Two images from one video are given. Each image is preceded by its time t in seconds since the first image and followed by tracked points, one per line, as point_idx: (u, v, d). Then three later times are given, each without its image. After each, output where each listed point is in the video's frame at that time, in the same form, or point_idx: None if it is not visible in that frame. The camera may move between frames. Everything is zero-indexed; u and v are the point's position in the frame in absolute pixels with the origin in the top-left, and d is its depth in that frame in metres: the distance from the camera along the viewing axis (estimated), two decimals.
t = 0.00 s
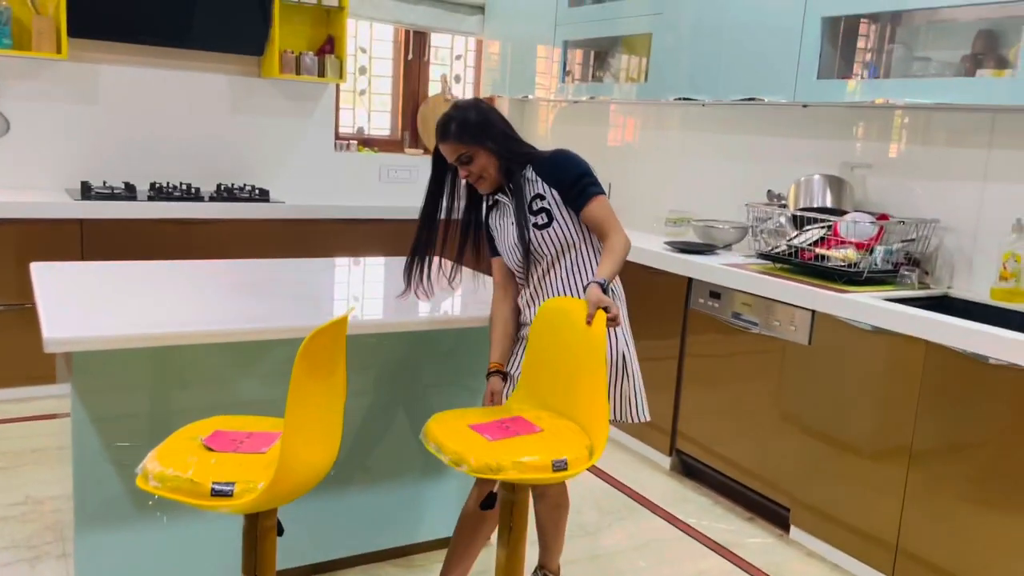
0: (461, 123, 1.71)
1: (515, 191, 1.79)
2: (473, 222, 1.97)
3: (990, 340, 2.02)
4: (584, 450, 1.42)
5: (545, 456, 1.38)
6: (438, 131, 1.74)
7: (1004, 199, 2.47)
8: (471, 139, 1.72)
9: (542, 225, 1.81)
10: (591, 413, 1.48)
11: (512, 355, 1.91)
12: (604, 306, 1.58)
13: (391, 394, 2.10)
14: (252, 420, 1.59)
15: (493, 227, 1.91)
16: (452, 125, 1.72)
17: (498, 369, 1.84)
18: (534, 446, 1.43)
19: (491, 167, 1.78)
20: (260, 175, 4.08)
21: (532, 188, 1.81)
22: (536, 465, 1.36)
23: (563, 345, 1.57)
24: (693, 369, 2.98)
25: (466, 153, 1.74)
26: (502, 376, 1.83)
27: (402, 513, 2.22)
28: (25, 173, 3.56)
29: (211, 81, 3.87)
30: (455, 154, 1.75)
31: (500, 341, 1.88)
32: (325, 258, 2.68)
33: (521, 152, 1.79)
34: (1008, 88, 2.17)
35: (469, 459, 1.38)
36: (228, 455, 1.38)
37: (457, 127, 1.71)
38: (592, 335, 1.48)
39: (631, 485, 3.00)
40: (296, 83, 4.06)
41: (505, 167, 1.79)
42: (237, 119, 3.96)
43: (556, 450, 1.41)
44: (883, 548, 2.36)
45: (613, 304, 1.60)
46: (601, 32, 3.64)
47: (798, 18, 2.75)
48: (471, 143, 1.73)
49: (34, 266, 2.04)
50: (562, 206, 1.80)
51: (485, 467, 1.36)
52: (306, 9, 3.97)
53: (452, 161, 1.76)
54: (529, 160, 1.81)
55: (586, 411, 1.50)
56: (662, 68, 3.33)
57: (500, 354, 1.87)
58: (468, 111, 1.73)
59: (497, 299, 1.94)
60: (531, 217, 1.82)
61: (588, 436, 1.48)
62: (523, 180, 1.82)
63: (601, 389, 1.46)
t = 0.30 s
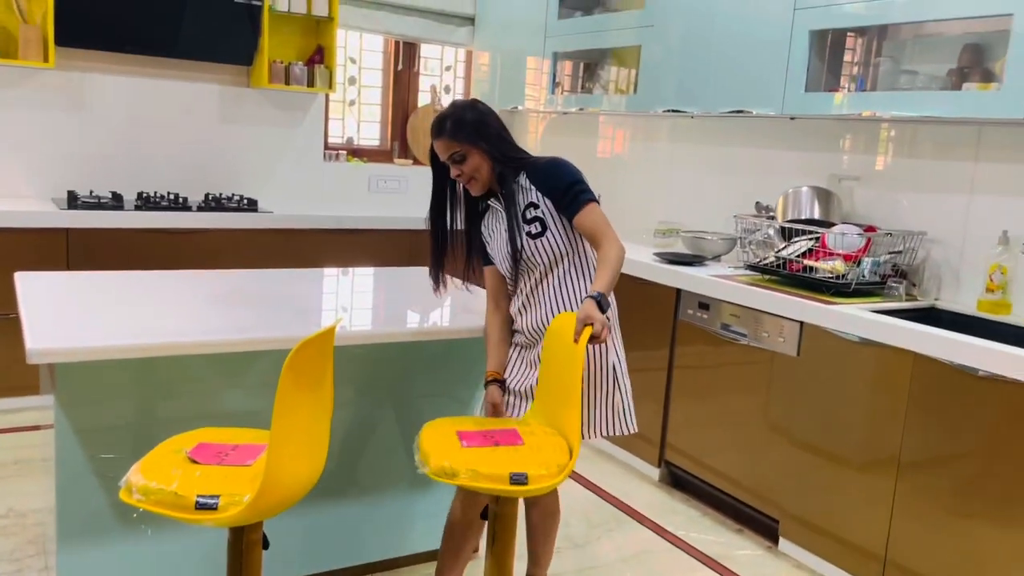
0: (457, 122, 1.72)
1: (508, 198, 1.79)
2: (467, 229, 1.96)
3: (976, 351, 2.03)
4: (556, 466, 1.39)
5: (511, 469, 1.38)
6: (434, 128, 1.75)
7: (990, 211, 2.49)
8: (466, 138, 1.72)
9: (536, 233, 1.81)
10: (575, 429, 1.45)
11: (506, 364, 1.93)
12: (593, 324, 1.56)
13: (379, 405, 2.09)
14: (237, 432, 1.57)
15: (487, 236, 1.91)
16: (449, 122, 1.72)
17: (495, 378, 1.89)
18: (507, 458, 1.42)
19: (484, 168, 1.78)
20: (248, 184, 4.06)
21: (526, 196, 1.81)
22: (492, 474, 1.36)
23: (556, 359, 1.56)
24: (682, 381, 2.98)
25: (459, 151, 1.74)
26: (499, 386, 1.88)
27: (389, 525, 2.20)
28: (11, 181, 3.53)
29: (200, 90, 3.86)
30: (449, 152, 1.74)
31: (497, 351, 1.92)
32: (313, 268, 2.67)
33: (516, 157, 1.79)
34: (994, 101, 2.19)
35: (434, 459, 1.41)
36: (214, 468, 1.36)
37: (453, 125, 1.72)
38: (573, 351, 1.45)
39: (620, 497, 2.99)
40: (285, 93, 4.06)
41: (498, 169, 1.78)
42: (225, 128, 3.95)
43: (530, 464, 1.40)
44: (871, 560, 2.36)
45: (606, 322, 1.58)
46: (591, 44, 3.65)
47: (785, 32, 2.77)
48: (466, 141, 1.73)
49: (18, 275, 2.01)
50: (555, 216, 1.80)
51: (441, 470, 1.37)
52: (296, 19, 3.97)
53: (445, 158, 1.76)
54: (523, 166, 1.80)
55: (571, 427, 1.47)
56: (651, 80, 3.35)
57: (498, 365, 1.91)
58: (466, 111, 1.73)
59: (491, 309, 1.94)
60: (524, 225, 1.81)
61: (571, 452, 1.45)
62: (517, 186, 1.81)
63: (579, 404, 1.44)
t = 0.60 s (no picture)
0: (460, 110, 1.74)
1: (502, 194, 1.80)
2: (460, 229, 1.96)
3: (961, 360, 2.04)
4: (533, 476, 1.39)
5: (485, 478, 1.38)
6: (435, 115, 1.76)
7: (974, 221, 2.51)
8: (468, 126, 1.74)
9: (529, 233, 1.80)
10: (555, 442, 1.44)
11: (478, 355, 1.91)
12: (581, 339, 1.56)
13: (367, 415, 2.08)
14: (223, 443, 1.56)
15: (478, 234, 1.90)
16: (452, 110, 1.74)
17: (457, 367, 1.87)
18: (487, 467, 1.42)
19: (482, 161, 1.79)
20: (235, 194, 4.05)
21: (521, 194, 1.80)
22: (466, 482, 1.36)
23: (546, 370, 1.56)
24: (669, 390, 2.99)
25: (460, 139, 1.74)
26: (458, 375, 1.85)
27: (377, 535, 2.18)
28: None
29: (188, 100, 3.85)
30: (448, 140, 1.75)
31: (464, 340, 1.89)
32: (301, 278, 2.66)
33: (512, 154, 1.81)
34: (977, 112, 2.21)
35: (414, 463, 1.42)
36: (199, 479, 1.35)
37: (456, 112, 1.73)
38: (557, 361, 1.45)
39: (609, 506, 2.99)
40: (273, 102, 4.05)
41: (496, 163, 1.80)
42: (213, 138, 3.94)
43: (508, 473, 1.39)
44: (857, 568, 2.36)
45: (592, 335, 1.57)
46: (579, 54, 3.67)
47: (771, 43, 2.79)
48: (467, 130, 1.74)
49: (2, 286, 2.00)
50: (549, 217, 1.79)
51: (418, 475, 1.38)
52: (284, 29, 3.97)
53: (444, 146, 1.77)
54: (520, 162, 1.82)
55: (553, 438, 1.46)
56: (638, 90, 3.37)
57: (462, 351, 1.88)
58: (469, 102, 1.75)
59: (468, 300, 1.94)
60: (517, 224, 1.80)
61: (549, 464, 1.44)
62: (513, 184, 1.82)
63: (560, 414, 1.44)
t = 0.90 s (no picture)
0: (422, 139, 1.69)
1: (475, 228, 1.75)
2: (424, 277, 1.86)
3: (945, 366, 2.06)
4: (536, 484, 1.39)
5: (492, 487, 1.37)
6: (394, 145, 1.69)
7: (960, 229, 2.53)
8: (432, 154, 1.68)
9: (515, 265, 1.80)
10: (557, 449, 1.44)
11: (483, 390, 1.90)
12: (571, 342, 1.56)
13: (357, 423, 2.08)
14: (211, 452, 1.55)
15: (454, 276, 1.84)
16: (416, 139, 1.68)
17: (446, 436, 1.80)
18: (488, 475, 1.42)
19: (445, 192, 1.71)
20: (224, 202, 4.04)
21: (495, 229, 1.79)
22: (473, 492, 1.36)
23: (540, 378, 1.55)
24: (659, 398, 2.99)
25: (424, 167, 1.68)
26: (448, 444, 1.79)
27: (366, 545, 2.17)
28: None
29: (177, 107, 3.85)
30: (412, 169, 1.68)
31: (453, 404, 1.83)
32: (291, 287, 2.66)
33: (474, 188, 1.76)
34: (962, 122, 2.23)
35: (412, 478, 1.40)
36: (187, 489, 1.35)
37: (421, 140, 1.68)
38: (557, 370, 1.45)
39: (599, 515, 2.99)
40: (263, 111, 4.05)
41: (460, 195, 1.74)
42: (202, 146, 3.93)
43: (511, 482, 1.39)
44: None
45: (585, 342, 1.60)
46: (568, 64, 3.69)
47: (758, 53, 2.82)
48: (430, 158, 1.68)
49: None
50: (528, 245, 1.81)
51: (421, 489, 1.37)
52: (273, 37, 3.97)
53: (405, 175, 1.68)
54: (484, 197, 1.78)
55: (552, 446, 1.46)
56: (627, 99, 3.38)
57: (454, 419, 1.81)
58: (434, 133, 1.71)
59: (452, 354, 1.88)
60: (500, 259, 1.80)
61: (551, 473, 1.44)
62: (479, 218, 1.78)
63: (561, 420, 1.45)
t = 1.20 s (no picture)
0: (382, 206, 1.64)
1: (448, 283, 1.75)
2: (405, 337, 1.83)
3: (933, 372, 2.08)
4: (529, 488, 1.41)
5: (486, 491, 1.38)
6: (355, 216, 1.64)
7: (948, 235, 2.56)
8: (394, 220, 1.64)
9: (501, 306, 1.78)
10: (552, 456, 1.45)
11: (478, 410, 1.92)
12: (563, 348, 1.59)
13: (348, 429, 2.07)
14: (201, 458, 1.55)
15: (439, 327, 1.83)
16: (375, 208, 1.64)
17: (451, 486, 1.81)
18: (481, 480, 1.43)
19: (412, 254, 1.67)
20: (216, 208, 4.03)
21: (472, 277, 1.76)
22: (469, 498, 1.37)
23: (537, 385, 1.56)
24: (650, 404, 3.00)
25: (389, 233, 1.63)
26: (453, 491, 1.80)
27: (357, 551, 2.16)
28: None
29: (169, 113, 3.84)
30: (377, 240, 1.62)
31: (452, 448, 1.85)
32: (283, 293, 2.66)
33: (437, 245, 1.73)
34: (949, 130, 2.26)
35: (407, 486, 1.40)
36: (177, 495, 1.35)
37: (380, 209, 1.64)
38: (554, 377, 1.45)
39: (591, 520, 2.99)
40: (255, 117, 4.05)
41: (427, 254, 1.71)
42: (194, 151, 3.92)
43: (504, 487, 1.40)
44: None
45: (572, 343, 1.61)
46: (560, 71, 3.71)
47: (748, 61, 2.84)
48: (393, 224, 1.64)
49: None
50: (508, 282, 1.79)
51: (417, 496, 1.37)
52: (266, 43, 3.97)
53: (369, 246, 1.63)
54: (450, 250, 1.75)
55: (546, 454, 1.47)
56: (618, 106, 3.40)
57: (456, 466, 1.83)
58: (390, 198, 1.67)
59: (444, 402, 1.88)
60: (484, 304, 1.77)
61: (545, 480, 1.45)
62: (450, 272, 1.75)
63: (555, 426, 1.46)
